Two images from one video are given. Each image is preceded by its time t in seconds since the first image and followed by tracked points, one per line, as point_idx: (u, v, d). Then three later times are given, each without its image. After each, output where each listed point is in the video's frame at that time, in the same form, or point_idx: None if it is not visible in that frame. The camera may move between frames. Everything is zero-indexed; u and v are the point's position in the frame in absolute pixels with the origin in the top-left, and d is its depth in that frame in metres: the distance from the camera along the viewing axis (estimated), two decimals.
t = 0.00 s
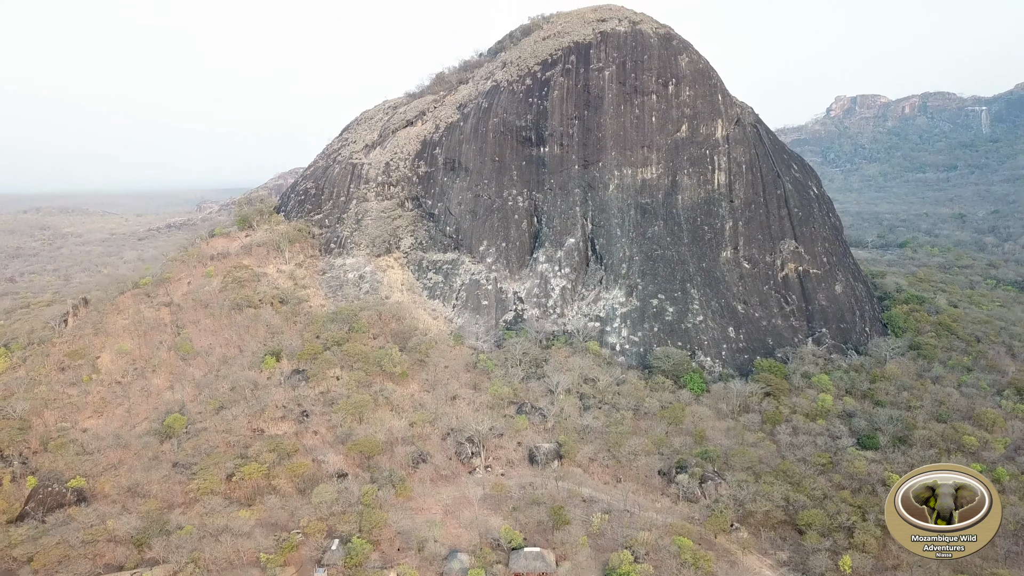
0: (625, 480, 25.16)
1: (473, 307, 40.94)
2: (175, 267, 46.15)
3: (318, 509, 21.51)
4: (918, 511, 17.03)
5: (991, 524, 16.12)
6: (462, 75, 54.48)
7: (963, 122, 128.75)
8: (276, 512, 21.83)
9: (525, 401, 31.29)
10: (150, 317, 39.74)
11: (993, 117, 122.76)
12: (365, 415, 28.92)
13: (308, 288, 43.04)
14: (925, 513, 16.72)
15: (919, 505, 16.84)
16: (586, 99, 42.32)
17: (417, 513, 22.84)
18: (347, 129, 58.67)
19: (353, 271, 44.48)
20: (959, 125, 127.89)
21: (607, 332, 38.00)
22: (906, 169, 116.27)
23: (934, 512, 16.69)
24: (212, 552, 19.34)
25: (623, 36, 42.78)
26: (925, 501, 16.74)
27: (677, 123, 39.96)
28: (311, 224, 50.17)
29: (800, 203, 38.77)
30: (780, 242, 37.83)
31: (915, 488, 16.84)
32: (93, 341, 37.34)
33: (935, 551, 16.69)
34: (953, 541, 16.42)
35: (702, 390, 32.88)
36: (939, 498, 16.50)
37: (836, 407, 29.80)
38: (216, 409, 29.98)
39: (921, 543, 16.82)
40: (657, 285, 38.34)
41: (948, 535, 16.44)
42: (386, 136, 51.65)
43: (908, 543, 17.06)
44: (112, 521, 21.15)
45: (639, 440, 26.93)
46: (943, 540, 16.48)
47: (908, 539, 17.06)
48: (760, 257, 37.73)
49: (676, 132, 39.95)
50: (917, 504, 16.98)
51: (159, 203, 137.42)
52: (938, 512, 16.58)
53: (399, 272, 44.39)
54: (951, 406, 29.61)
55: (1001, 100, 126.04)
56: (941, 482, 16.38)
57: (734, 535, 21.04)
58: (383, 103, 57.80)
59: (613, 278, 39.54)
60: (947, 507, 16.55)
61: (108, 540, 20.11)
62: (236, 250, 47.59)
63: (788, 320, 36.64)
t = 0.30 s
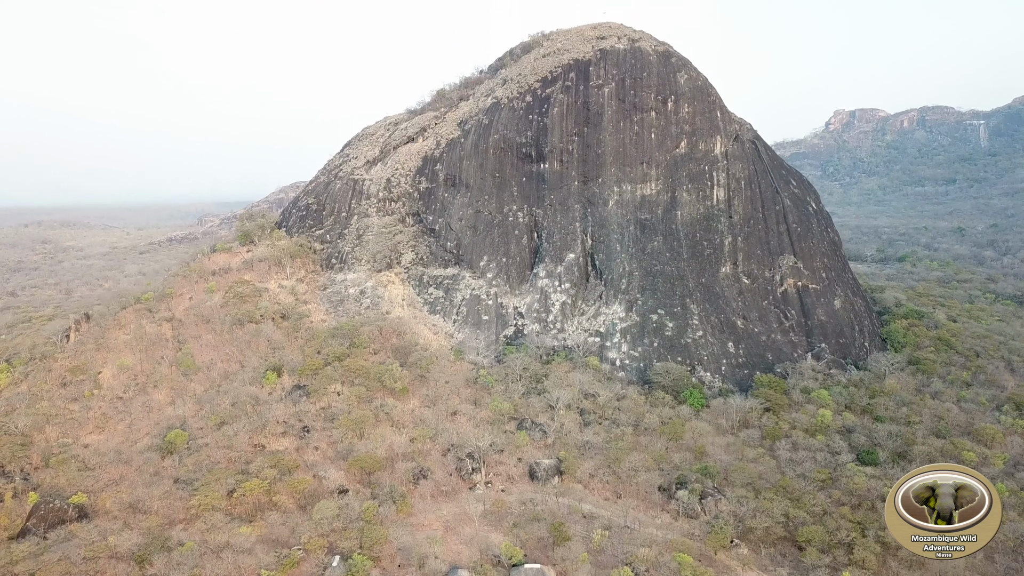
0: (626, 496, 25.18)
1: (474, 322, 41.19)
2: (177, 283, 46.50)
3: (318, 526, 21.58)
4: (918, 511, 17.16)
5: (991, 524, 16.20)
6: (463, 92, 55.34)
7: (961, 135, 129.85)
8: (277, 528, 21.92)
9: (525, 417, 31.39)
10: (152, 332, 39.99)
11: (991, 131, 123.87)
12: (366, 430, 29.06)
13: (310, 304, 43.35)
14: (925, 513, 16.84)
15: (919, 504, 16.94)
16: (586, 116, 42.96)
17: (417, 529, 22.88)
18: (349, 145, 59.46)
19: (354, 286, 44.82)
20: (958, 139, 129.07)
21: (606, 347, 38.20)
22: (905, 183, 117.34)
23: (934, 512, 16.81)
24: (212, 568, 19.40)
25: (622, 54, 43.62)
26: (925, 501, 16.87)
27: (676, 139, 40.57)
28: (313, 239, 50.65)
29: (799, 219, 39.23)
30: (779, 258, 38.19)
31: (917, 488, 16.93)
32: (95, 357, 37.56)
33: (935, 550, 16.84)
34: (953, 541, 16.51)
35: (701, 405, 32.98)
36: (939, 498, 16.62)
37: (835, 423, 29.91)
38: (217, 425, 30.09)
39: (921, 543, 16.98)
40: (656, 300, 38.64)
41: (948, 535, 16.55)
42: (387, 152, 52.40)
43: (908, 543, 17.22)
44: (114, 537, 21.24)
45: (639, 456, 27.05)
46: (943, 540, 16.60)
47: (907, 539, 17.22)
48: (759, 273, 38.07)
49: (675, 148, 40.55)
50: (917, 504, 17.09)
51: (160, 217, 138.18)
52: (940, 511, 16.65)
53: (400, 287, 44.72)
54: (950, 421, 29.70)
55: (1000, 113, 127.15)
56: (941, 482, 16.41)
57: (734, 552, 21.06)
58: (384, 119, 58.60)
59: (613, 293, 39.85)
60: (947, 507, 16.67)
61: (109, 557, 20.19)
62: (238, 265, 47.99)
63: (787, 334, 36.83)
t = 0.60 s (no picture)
0: (626, 511, 25.21)
1: (474, 336, 41.41)
2: (179, 297, 46.80)
3: (319, 541, 21.64)
4: (918, 511, 17.28)
5: (991, 524, 16.27)
6: (464, 108, 56.05)
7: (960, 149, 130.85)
8: (278, 543, 21.96)
9: (525, 432, 31.49)
10: (154, 346, 40.21)
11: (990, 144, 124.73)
12: (367, 445, 29.16)
13: (311, 318, 43.65)
14: (925, 513, 16.96)
15: (919, 504, 17.04)
16: (586, 132, 43.54)
17: (418, 544, 22.92)
18: (351, 159, 60.12)
19: (355, 300, 45.12)
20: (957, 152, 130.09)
21: (607, 361, 38.38)
22: (904, 196, 118.16)
23: (934, 512, 16.92)
24: None
25: (622, 70, 44.34)
26: (926, 501, 16.98)
27: (675, 154, 41.13)
28: (314, 253, 51.09)
29: (798, 233, 39.61)
30: (778, 272, 38.51)
31: (918, 488, 17.02)
32: (96, 371, 37.74)
33: (935, 550, 16.96)
34: (953, 541, 16.60)
35: (701, 420, 33.07)
36: (939, 498, 16.73)
37: (835, 438, 29.99)
38: (218, 439, 30.18)
39: (921, 542, 17.13)
40: (656, 315, 38.91)
41: (948, 535, 16.66)
42: (388, 167, 53.04)
43: (908, 542, 17.36)
44: (115, 552, 21.29)
45: (639, 471, 27.14)
46: (943, 540, 16.70)
47: (907, 539, 17.35)
48: (758, 287, 38.37)
49: (674, 164, 41.08)
50: (917, 503, 17.20)
51: (161, 230, 138.77)
52: (940, 511, 16.75)
53: (402, 301, 45.04)
54: (950, 436, 29.76)
55: (998, 127, 128.08)
56: (941, 482, 16.47)
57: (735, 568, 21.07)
58: (386, 134, 59.29)
59: (613, 307, 40.12)
60: (947, 507, 16.77)
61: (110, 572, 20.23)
62: (240, 279, 48.33)
63: (787, 349, 37.01)
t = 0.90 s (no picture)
0: (626, 521, 25.28)
1: (475, 346, 41.60)
2: (180, 307, 47.04)
3: (321, 551, 21.73)
4: (918, 511, 17.45)
5: (991, 524, 16.38)
6: (465, 118, 56.61)
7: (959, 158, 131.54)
8: (279, 554, 22.05)
9: (526, 441, 31.62)
10: (156, 355, 40.40)
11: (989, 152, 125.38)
12: (368, 455, 29.29)
13: (312, 327, 43.89)
14: (925, 513, 17.13)
15: (919, 503, 17.21)
16: (586, 143, 44.01)
17: (418, 555, 23.00)
18: (352, 169, 60.61)
19: (356, 310, 45.37)
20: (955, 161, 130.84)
21: (607, 371, 38.57)
22: (903, 204, 118.73)
23: (934, 512, 17.07)
24: None
25: (622, 82, 44.86)
26: (926, 501, 17.15)
27: (674, 165, 41.56)
28: (315, 263, 51.42)
29: (797, 243, 39.91)
30: (777, 282, 38.77)
31: (919, 488, 17.17)
32: (98, 381, 37.90)
33: (935, 550, 17.09)
34: (953, 541, 16.73)
35: (701, 430, 33.19)
36: (939, 498, 16.87)
37: (834, 447, 30.13)
38: (219, 449, 30.29)
39: (920, 542, 17.31)
40: (656, 324, 39.13)
41: (948, 535, 16.78)
42: (389, 178, 53.51)
43: (908, 542, 17.55)
44: (118, 563, 21.39)
45: (639, 482, 27.26)
46: (943, 540, 16.84)
47: (907, 539, 17.54)
48: (758, 297, 38.62)
49: (674, 174, 41.49)
50: (917, 503, 17.37)
51: (162, 238, 139.27)
52: (940, 510, 16.89)
53: (402, 311, 45.32)
54: (949, 445, 29.85)
55: (997, 135, 128.83)
56: (941, 482, 16.62)
57: None
58: (387, 144, 59.81)
59: (613, 317, 40.36)
60: (947, 507, 16.90)
61: None
62: (241, 289, 48.61)
63: (786, 358, 37.18)
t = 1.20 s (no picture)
0: (626, 526, 25.38)
1: (475, 350, 41.76)
2: (182, 312, 47.24)
3: (322, 556, 21.85)
4: (918, 511, 17.61)
5: (991, 524, 16.47)
6: (465, 124, 56.95)
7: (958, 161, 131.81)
8: (281, 558, 22.17)
9: (526, 446, 31.76)
10: (157, 360, 40.58)
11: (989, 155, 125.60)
12: (368, 459, 29.43)
13: (313, 332, 44.09)
14: (925, 513, 17.30)
15: (920, 503, 17.37)
16: (586, 148, 44.29)
17: (419, 559, 23.12)
18: (353, 174, 60.92)
19: (357, 314, 45.58)
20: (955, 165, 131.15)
21: (607, 375, 38.72)
22: (903, 207, 118.99)
23: (934, 512, 17.22)
24: None
25: (621, 88, 45.19)
26: (926, 501, 17.29)
27: (674, 170, 41.87)
28: (316, 268, 51.62)
29: (796, 248, 40.11)
30: (776, 287, 38.96)
31: (919, 487, 17.31)
32: (100, 386, 38.08)
33: (935, 550, 17.23)
34: (953, 541, 16.86)
35: (701, 434, 33.32)
36: (939, 498, 17.00)
37: (833, 452, 30.25)
38: (220, 454, 30.43)
39: (921, 542, 17.48)
40: (656, 329, 39.31)
41: (948, 535, 16.91)
42: (389, 183, 53.81)
43: (908, 542, 17.72)
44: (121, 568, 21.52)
45: (639, 487, 27.41)
46: (943, 540, 16.97)
47: (908, 538, 17.73)
48: (757, 302, 38.81)
49: (674, 180, 41.79)
50: (917, 504, 17.52)
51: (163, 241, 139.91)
52: (941, 510, 17.03)
53: (403, 316, 45.52)
54: (948, 450, 29.94)
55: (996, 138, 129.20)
56: (941, 482, 16.74)
57: None
58: (387, 149, 60.13)
59: (613, 322, 40.56)
60: (947, 507, 17.04)
61: None
62: (242, 294, 48.83)
63: (786, 363, 37.34)
